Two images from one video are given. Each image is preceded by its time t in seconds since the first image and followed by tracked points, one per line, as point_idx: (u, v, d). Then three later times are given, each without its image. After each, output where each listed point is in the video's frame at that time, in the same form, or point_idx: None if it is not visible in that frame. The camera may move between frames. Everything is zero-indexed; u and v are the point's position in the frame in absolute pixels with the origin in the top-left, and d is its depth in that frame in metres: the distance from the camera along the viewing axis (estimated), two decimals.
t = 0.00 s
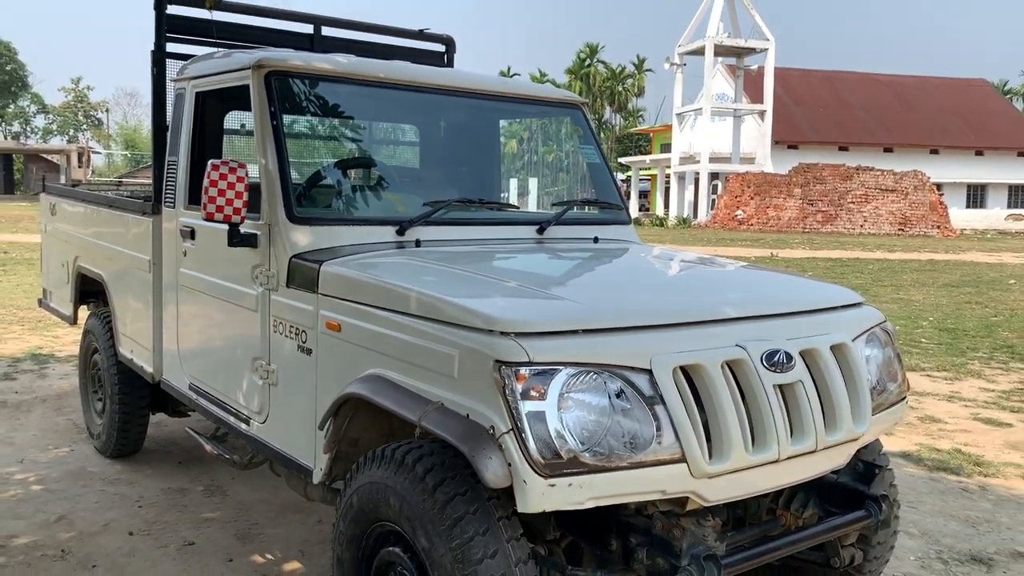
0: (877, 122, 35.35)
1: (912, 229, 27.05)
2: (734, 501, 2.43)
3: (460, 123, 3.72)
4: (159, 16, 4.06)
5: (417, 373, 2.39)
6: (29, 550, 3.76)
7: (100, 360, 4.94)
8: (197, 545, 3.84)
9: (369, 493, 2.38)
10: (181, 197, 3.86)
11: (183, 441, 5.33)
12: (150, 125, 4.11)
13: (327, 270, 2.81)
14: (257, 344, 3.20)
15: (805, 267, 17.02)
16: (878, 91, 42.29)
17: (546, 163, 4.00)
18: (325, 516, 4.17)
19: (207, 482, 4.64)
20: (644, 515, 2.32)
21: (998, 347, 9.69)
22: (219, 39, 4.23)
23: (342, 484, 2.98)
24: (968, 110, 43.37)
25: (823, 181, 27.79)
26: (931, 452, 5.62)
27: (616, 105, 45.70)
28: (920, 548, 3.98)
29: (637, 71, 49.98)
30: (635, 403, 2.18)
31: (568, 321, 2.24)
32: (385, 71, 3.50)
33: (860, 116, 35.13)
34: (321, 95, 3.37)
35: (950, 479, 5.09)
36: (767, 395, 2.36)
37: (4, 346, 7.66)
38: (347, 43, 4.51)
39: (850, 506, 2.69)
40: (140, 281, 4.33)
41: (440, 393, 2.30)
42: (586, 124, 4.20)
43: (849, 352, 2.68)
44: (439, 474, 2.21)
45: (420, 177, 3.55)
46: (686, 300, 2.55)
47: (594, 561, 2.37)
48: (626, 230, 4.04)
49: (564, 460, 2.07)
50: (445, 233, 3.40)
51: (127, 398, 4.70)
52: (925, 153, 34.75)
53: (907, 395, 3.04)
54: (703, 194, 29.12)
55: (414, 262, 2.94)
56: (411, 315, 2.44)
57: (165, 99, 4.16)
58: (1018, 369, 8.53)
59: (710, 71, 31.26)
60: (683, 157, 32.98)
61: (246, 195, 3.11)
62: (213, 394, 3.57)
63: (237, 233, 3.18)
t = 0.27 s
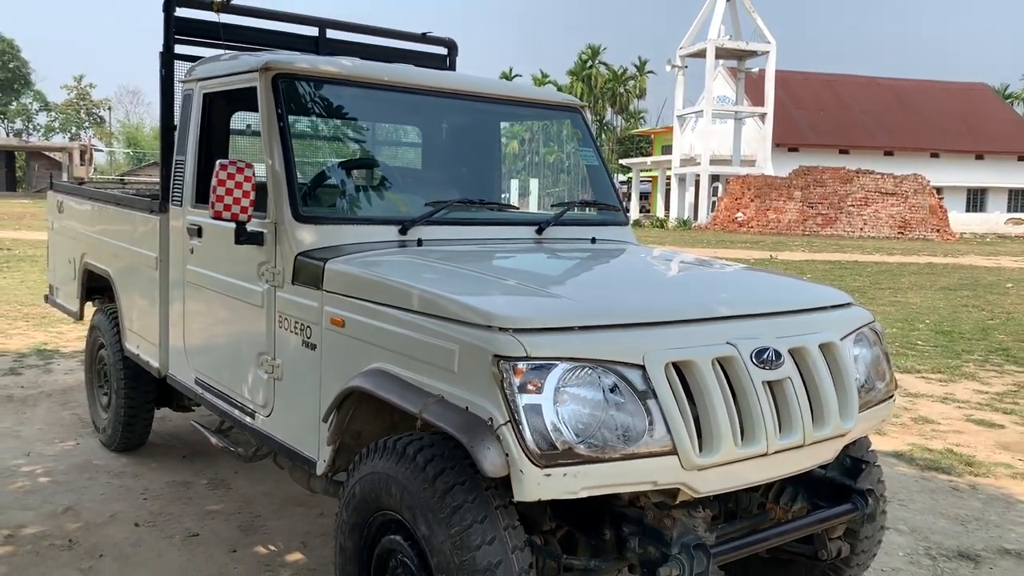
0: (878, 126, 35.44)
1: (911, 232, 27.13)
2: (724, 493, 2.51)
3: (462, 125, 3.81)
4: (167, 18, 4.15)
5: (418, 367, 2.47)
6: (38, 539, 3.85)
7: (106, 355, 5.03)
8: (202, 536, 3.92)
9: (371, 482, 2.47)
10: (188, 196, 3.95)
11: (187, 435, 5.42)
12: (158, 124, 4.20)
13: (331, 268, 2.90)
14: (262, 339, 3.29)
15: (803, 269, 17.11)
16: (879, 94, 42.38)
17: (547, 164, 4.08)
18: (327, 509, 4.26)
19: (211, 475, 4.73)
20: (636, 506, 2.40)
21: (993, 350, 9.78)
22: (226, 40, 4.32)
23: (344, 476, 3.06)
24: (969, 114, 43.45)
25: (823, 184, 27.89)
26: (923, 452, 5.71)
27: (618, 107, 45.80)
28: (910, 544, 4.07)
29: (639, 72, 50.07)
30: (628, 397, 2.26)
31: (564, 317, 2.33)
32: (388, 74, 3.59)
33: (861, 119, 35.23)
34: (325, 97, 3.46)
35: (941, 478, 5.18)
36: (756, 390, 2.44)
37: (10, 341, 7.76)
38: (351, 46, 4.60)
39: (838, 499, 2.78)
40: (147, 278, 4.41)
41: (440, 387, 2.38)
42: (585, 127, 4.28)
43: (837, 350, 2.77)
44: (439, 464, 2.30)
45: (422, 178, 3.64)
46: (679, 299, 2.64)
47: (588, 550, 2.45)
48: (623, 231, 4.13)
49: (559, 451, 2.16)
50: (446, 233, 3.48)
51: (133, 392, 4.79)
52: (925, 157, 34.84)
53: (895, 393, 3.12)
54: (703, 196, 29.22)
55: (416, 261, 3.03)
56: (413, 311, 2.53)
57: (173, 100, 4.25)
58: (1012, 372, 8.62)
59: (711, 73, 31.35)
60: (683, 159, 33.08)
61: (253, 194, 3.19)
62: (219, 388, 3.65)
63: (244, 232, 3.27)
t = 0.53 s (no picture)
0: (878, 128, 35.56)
1: (911, 235, 27.24)
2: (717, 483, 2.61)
3: (465, 125, 3.91)
4: (180, 19, 4.25)
5: (425, 358, 2.57)
6: (50, 526, 3.95)
7: (115, 348, 5.13)
8: (210, 524, 4.02)
9: (378, 469, 2.57)
10: (199, 193, 4.05)
11: (194, 428, 5.53)
12: (170, 123, 4.30)
13: (341, 263, 3.00)
14: (272, 332, 3.39)
15: (802, 271, 17.22)
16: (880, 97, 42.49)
17: (549, 164, 4.18)
18: (331, 500, 4.36)
19: (218, 466, 4.83)
20: (634, 494, 2.50)
21: (988, 352, 9.89)
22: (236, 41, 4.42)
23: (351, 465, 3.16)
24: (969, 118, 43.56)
25: (823, 186, 27.99)
26: (916, 450, 5.81)
27: (619, 108, 45.93)
28: (901, 538, 4.17)
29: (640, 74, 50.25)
30: (627, 388, 2.36)
31: (565, 312, 2.43)
32: (395, 75, 3.69)
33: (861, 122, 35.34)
34: (334, 97, 3.56)
35: (933, 475, 5.29)
36: (749, 383, 2.54)
37: (17, 335, 7.87)
38: (358, 47, 4.71)
39: (828, 490, 2.87)
40: (157, 272, 4.52)
41: (446, 377, 2.48)
42: (586, 128, 4.38)
43: (829, 346, 2.86)
44: (445, 451, 2.40)
45: (427, 176, 3.74)
46: (676, 296, 2.74)
47: (587, 536, 2.55)
48: (623, 230, 4.22)
49: (560, 439, 2.26)
50: (451, 230, 3.58)
51: (141, 384, 4.90)
52: (925, 160, 34.95)
53: (886, 389, 3.22)
54: (703, 197, 29.33)
55: (421, 257, 3.13)
56: (421, 305, 2.63)
57: (184, 99, 4.36)
58: (1007, 373, 8.73)
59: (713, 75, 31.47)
60: (684, 160, 33.19)
61: (265, 191, 3.30)
62: (228, 380, 3.75)
63: (255, 228, 3.37)
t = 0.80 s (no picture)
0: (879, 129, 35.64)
1: (911, 235, 27.33)
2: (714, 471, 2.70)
3: (470, 124, 4.00)
4: (191, 19, 4.35)
5: (432, 349, 2.66)
6: (63, 513, 4.04)
7: (125, 341, 5.23)
8: (219, 513, 4.12)
9: (387, 457, 2.66)
10: (210, 189, 4.14)
11: (201, 420, 5.62)
12: (181, 120, 4.39)
13: (350, 257, 3.09)
14: (282, 325, 3.48)
15: (802, 270, 17.32)
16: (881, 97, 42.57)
17: (552, 162, 4.27)
18: (337, 490, 4.45)
19: (225, 457, 4.92)
20: (633, 482, 2.59)
21: (985, 351, 9.99)
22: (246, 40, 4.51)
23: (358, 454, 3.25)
24: (971, 118, 43.63)
25: (823, 186, 28.08)
26: (911, 446, 5.91)
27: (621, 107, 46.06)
28: (894, 530, 4.27)
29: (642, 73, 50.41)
30: (627, 379, 2.46)
31: (567, 305, 2.52)
32: (402, 75, 3.78)
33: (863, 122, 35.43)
34: (342, 95, 3.65)
35: (927, 470, 5.38)
36: (744, 375, 2.64)
37: (25, 329, 7.97)
38: (365, 47, 4.80)
39: (822, 480, 2.96)
40: (167, 266, 4.61)
41: (453, 368, 2.57)
42: (588, 127, 4.47)
43: (823, 340, 2.96)
44: (451, 439, 2.49)
45: (432, 174, 3.83)
46: (674, 291, 2.83)
47: (588, 523, 2.65)
48: (625, 228, 4.31)
49: (562, 427, 2.35)
50: (456, 227, 3.67)
51: (151, 376, 4.99)
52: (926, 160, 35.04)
53: (878, 383, 3.31)
54: (704, 196, 29.42)
55: (428, 252, 3.22)
56: (428, 298, 2.72)
57: (195, 97, 4.45)
58: (1003, 372, 8.83)
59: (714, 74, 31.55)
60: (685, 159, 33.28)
61: (276, 187, 3.39)
62: (238, 372, 3.85)
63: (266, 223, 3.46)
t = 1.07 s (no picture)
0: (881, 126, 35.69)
1: (912, 232, 27.40)
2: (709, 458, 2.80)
3: (473, 121, 4.09)
4: (200, 17, 4.44)
5: (437, 340, 2.76)
6: (76, 500, 4.15)
7: (134, 334, 5.33)
8: (227, 501, 4.22)
9: (393, 443, 2.76)
10: (219, 184, 4.24)
11: (208, 411, 5.73)
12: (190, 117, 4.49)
13: (357, 251, 3.18)
14: (291, 317, 3.58)
15: (802, 267, 17.41)
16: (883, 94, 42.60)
17: (553, 159, 4.36)
18: (342, 479, 4.56)
19: (232, 447, 5.03)
20: (630, 467, 2.69)
21: (982, 347, 10.08)
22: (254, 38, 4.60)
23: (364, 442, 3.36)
24: (972, 116, 43.69)
25: (824, 183, 28.15)
26: (906, 439, 6.01)
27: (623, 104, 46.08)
28: (886, 520, 4.37)
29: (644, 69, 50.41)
30: (624, 368, 2.55)
31: (567, 298, 2.61)
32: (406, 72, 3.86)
33: (864, 119, 35.47)
34: (348, 93, 3.74)
35: (921, 463, 5.48)
36: (738, 366, 2.73)
37: (33, 321, 8.08)
38: (370, 45, 4.89)
39: (813, 468, 3.06)
40: (176, 260, 4.71)
41: (457, 357, 2.67)
42: (589, 125, 4.56)
43: (815, 333, 3.05)
44: (455, 425, 2.59)
45: (436, 170, 3.92)
46: (671, 284, 2.93)
47: (587, 507, 2.74)
48: (624, 223, 4.40)
49: (562, 413, 2.45)
50: (459, 221, 3.77)
51: (159, 368, 5.09)
52: (927, 158, 35.09)
53: (870, 375, 3.40)
54: (705, 192, 29.50)
55: (432, 246, 3.32)
56: (433, 290, 2.82)
57: (204, 94, 4.54)
58: (999, 367, 8.92)
59: (716, 71, 31.59)
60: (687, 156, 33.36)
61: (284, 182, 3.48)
62: (247, 362, 3.94)
63: (275, 218, 3.56)
